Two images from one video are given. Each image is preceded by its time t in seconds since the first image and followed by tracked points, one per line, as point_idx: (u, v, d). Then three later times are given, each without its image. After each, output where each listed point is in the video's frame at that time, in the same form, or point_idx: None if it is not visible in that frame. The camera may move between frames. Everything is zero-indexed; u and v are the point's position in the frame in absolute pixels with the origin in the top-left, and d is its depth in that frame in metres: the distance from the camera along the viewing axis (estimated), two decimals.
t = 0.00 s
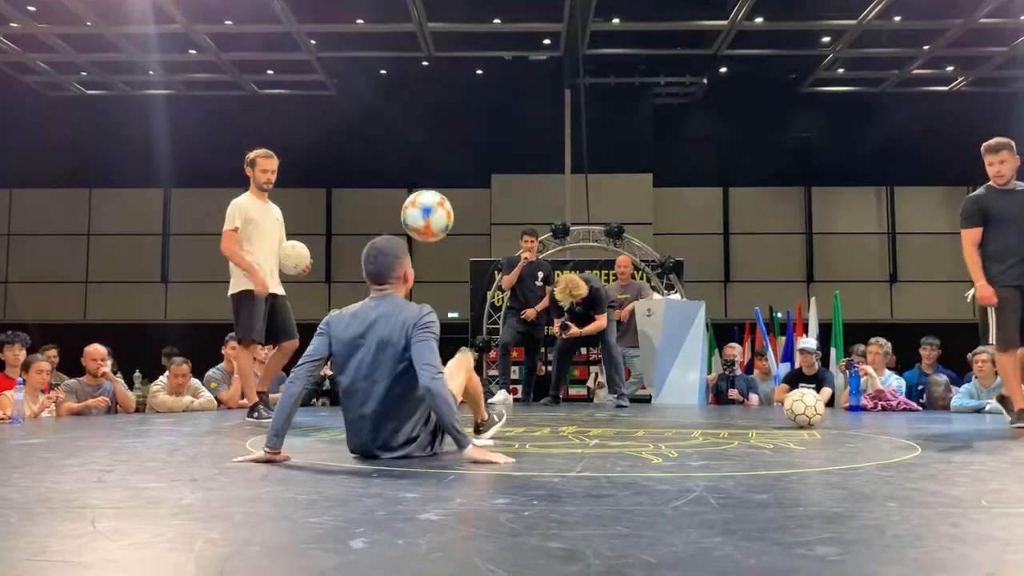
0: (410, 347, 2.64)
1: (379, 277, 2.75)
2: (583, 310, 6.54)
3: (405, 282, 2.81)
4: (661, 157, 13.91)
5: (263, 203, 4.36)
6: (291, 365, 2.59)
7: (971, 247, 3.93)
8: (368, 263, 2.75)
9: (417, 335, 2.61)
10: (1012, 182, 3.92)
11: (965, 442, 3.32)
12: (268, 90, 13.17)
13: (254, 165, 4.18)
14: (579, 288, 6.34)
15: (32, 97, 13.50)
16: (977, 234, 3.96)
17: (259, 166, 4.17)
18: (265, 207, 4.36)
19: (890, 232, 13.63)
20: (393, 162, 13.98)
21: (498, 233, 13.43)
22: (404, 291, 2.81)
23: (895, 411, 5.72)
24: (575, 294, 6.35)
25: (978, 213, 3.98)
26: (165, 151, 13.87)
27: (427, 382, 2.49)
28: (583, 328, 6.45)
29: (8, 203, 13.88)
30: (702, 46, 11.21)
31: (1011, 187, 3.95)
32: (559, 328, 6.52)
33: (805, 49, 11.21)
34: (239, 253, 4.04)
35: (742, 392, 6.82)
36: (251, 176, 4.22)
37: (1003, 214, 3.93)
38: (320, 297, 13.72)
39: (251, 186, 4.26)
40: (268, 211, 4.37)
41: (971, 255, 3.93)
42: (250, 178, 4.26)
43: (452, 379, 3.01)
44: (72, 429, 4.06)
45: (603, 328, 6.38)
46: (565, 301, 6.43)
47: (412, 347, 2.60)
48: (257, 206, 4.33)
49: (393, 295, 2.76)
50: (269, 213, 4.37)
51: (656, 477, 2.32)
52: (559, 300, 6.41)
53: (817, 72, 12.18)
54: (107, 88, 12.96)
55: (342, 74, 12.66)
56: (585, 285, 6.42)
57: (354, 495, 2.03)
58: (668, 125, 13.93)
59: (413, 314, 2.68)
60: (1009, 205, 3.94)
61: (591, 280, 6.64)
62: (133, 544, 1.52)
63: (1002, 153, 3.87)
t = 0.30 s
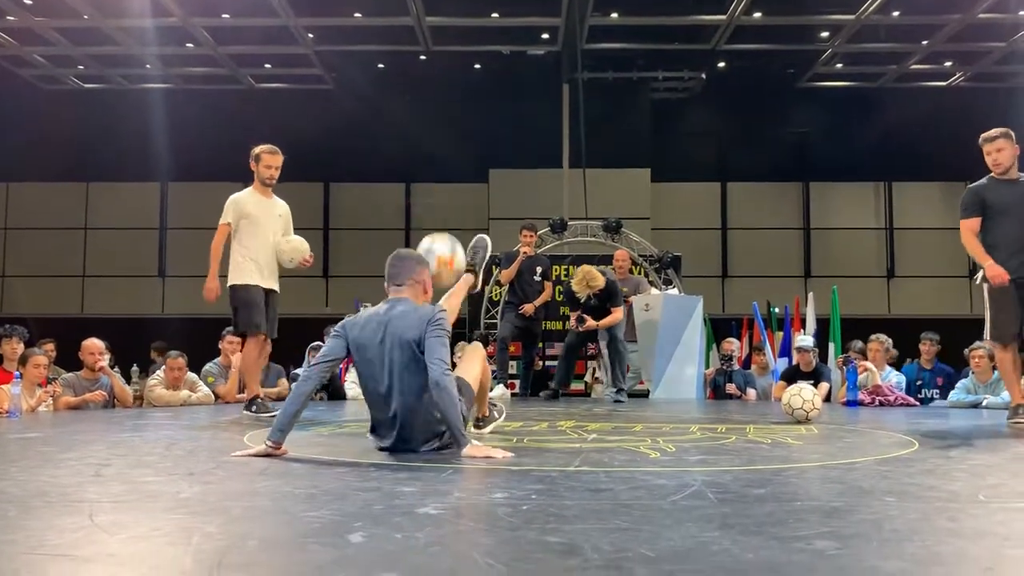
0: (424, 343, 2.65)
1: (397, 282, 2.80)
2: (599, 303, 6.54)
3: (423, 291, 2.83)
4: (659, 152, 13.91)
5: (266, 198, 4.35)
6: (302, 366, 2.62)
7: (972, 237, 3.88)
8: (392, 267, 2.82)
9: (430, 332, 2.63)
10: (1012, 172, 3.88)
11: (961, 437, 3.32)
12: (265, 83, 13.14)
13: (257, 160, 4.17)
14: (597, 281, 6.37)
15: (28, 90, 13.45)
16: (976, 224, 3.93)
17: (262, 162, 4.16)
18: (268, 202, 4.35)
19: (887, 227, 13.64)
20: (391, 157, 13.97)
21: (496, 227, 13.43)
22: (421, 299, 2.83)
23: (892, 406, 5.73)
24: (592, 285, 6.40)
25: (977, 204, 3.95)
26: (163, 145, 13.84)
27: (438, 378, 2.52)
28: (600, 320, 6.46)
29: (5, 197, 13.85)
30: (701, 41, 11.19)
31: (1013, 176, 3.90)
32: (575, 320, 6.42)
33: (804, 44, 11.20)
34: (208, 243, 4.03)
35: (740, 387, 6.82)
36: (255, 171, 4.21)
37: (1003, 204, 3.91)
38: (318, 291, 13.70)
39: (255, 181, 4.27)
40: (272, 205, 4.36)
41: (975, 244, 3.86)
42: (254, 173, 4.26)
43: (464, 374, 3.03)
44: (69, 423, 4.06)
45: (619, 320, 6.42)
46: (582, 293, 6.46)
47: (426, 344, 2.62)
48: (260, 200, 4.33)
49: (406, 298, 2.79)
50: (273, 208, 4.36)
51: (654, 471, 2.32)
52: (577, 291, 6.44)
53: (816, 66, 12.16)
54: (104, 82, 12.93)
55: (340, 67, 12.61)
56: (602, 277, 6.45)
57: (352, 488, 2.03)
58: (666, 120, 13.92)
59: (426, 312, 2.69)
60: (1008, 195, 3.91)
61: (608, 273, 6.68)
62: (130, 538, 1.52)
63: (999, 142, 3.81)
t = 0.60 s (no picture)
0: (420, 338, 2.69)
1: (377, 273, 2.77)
2: (612, 301, 6.52)
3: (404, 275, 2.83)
4: (660, 150, 13.89)
5: (264, 197, 4.36)
6: (303, 361, 2.62)
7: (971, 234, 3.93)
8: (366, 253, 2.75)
9: (427, 325, 2.68)
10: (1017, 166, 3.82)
11: (961, 434, 3.32)
12: (265, 81, 13.13)
13: (257, 159, 4.17)
14: (611, 281, 6.37)
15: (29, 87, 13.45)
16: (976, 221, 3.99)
17: (261, 161, 4.16)
18: (266, 201, 4.35)
19: (887, 224, 13.63)
20: (391, 155, 13.96)
21: (496, 225, 13.42)
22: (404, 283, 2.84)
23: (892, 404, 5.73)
24: (606, 284, 6.39)
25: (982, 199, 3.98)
26: (163, 143, 13.83)
27: (436, 371, 2.58)
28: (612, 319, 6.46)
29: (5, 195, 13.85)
30: (700, 38, 11.18)
31: None
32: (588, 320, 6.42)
33: (803, 41, 11.18)
34: (205, 242, 4.02)
35: (740, 384, 6.83)
36: (253, 170, 4.21)
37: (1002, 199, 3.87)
38: (318, 289, 13.68)
39: (253, 180, 4.27)
40: (270, 205, 4.36)
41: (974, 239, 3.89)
42: (253, 172, 4.26)
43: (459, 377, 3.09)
44: (70, 421, 4.06)
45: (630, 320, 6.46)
46: (595, 291, 6.44)
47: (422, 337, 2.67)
48: (257, 199, 4.33)
49: (395, 289, 2.80)
50: (271, 207, 4.36)
51: (654, 469, 2.32)
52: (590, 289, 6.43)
53: (815, 64, 12.16)
54: (103, 80, 12.92)
55: (339, 65, 12.60)
56: (614, 275, 6.45)
57: (353, 486, 2.03)
58: (666, 117, 13.91)
59: (420, 306, 2.75)
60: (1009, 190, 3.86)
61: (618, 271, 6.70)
62: (131, 536, 1.52)
63: (1006, 136, 3.81)
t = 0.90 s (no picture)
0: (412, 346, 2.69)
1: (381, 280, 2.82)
2: (619, 305, 6.55)
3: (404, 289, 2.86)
4: (659, 148, 13.89)
5: (250, 196, 4.35)
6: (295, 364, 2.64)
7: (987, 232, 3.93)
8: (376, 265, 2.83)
9: (419, 333, 2.67)
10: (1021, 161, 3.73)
11: (960, 431, 3.32)
12: (264, 82, 13.12)
13: (240, 158, 4.17)
14: (619, 285, 6.37)
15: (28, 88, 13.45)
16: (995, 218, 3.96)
17: (245, 160, 4.16)
18: (251, 200, 4.36)
19: (886, 222, 13.63)
20: (390, 156, 13.95)
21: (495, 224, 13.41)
22: (404, 298, 2.88)
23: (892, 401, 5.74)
24: (613, 288, 6.40)
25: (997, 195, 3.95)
26: (162, 144, 13.83)
27: (428, 376, 2.58)
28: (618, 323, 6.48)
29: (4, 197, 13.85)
30: (698, 36, 11.17)
31: None
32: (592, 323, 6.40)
33: (802, 39, 11.18)
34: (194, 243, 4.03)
35: (739, 382, 6.84)
36: (237, 169, 4.21)
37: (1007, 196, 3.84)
38: (317, 289, 13.68)
39: (238, 179, 4.27)
40: (256, 203, 4.36)
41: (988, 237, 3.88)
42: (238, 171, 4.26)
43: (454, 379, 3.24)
44: (69, 422, 4.05)
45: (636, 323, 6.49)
46: (602, 295, 6.45)
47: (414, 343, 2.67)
48: (243, 198, 4.33)
49: (393, 299, 2.82)
50: (258, 206, 4.36)
51: (653, 467, 2.32)
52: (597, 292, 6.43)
53: (813, 62, 12.17)
54: (102, 81, 12.92)
55: (337, 65, 12.59)
56: (622, 279, 6.46)
57: (352, 487, 2.02)
58: (665, 116, 13.90)
59: (414, 313, 2.73)
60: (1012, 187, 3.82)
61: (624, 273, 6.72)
62: (130, 538, 1.52)
63: (1011, 127, 3.72)
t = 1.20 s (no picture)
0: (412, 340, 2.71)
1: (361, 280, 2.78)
2: (614, 309, 6.60)
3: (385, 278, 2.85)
4: (658, 147, 13.90)
5: (233, 196, 4.34)
6: (291, 365, 2.63)
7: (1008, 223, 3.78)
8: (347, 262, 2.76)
9: (419, 328, 2.70)
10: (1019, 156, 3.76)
11: (960, 429, 3.31)
12: (262, 83, 13.11)
13: (223, 157, 4.16)
14: (615, 290, 6.42)
15: (27, 90, 13.45)
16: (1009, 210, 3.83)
17: (228, 159, 4.14)
18: (234, 200, 4.34)
19: (885, 220, 13.62)
20: (389, 156, 13.96)
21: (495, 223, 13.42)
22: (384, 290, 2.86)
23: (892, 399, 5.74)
24: (609, 293, 6.45)
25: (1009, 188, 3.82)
26: (161, 145, 13.83)
27: (434, 370, 2.60)
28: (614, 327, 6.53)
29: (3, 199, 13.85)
30: (697, 35, 11.16)
31: None
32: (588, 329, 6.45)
33: (800, 37, 11.17)
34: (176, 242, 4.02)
35: (739, 380, 6.84)
36: (220, 168, 4.19)
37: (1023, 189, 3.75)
38: (316, 290, 13.69)
39: (222, 179, 4.26)
40: (239, 203, 4.34)
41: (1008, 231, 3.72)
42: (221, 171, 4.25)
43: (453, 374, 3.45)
44: (69, 424, 4.05)
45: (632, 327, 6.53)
46: (599, 300, 6.50)
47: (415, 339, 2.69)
48: (226, 198, 4.32)
49: (378, 294, 2.81)
50: (241, 206, 4.35)
51: (652, 466, 2.32)
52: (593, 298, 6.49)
53: (812, 60, 12.18)
54: (101, 83, 12.92)
55: (335, 66, 12.59)
56: (618, 284, 6.52)
57: (352, 487, 2.03)
58: (663, 115, 13.89)
59: (410, 308, 2.76)
60: None
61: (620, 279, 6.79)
62: (130, 539, 1.52)
63: (1004, 123, 3.77)
